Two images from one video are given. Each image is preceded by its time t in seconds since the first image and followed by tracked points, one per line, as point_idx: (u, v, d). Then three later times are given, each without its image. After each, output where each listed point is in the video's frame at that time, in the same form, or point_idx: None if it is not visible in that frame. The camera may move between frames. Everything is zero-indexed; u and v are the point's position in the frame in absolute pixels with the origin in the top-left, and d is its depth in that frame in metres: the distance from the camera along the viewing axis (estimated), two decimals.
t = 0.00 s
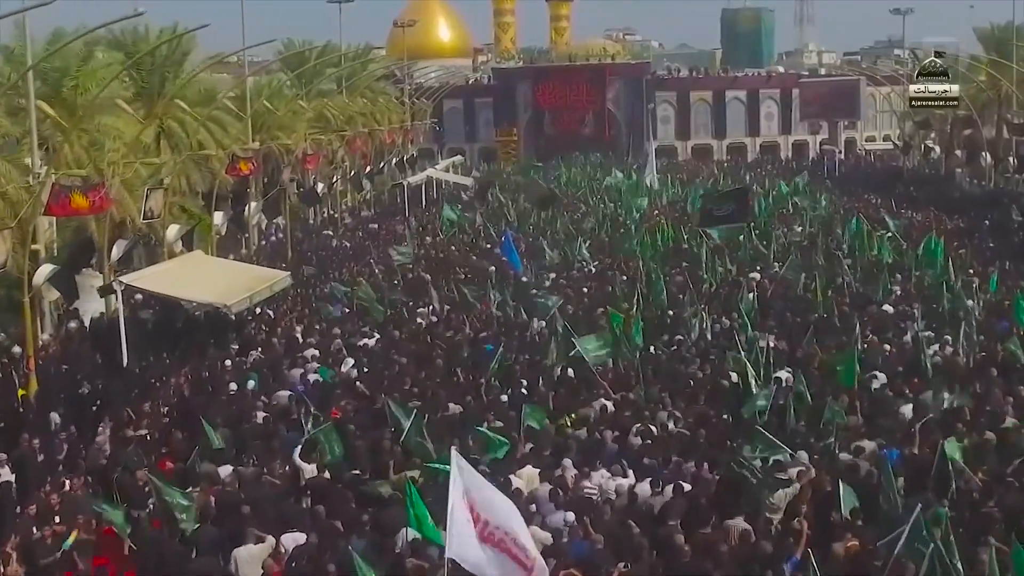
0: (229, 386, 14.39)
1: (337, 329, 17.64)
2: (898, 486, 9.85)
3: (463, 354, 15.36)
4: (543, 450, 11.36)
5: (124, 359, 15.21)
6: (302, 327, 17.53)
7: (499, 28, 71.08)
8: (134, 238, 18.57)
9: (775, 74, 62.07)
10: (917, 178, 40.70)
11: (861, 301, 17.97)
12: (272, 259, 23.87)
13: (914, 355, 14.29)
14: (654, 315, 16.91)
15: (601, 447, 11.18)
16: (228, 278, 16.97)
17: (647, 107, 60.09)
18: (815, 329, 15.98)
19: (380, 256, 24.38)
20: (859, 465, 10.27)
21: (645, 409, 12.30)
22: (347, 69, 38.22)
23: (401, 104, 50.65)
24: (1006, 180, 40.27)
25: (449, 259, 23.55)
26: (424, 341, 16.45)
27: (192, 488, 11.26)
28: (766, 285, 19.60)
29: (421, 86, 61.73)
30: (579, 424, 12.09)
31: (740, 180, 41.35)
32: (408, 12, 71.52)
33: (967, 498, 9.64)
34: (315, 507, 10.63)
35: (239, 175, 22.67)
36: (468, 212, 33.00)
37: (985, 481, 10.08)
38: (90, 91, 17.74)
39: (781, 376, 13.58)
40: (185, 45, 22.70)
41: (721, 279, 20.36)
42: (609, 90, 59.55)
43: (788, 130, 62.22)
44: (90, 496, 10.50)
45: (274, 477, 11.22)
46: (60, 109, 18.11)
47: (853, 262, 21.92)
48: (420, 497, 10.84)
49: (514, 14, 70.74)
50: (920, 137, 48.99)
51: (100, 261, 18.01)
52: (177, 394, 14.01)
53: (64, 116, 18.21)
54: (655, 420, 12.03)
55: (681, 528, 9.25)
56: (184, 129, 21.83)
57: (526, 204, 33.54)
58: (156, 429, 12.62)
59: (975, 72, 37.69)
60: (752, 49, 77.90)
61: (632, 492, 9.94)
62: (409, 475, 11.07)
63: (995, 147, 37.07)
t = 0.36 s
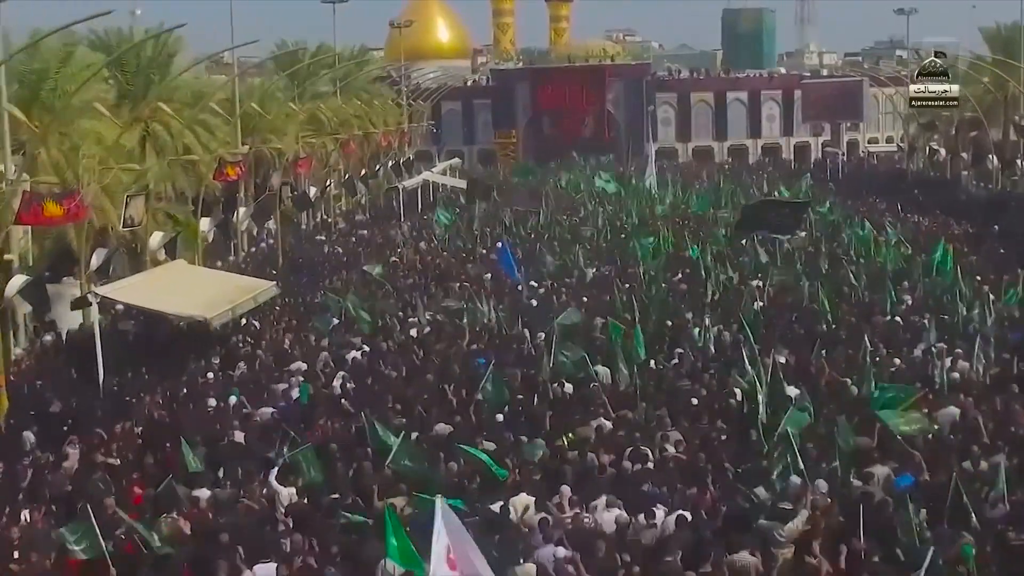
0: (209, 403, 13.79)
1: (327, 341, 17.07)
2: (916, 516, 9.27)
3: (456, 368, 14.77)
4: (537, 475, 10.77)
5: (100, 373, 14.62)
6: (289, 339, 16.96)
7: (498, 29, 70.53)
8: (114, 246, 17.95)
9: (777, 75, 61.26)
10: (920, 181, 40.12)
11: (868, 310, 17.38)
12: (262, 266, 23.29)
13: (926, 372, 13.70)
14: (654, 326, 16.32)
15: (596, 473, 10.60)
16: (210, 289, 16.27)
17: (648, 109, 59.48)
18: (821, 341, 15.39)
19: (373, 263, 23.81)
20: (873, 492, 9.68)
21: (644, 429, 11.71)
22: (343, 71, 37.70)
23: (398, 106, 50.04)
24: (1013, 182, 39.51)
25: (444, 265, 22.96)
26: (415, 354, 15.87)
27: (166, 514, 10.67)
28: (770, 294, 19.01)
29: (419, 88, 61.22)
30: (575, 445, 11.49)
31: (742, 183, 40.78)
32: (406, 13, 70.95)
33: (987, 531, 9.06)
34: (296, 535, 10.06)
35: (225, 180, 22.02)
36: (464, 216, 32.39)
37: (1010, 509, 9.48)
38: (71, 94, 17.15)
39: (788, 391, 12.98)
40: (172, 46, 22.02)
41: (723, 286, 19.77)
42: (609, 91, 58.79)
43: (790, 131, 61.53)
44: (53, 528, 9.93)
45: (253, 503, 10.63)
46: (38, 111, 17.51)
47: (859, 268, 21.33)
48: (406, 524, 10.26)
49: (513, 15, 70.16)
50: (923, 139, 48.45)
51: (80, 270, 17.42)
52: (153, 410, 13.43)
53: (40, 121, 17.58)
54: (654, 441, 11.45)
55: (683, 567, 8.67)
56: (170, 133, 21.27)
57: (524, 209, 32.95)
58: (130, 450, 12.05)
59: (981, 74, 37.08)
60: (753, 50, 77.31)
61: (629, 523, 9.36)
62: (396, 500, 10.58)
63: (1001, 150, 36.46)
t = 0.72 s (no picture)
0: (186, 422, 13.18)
1: (312, 352, 16.45)
2: (934, 553, 8.66)
3: (445, 382, 14.14)
4: (527, 501, 10.16)
5: (70, 389, 14.02)
6: (272, 351, 16.34)
7: (497, 29, 69.85)
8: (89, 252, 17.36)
9: (778, 75, 60.55)
10: (924, 183, 39.43)
11: (875, 319, 16.74)
12: (250, 272, 22.66)
13: (937, 388, 13.07)
14: (651, 337, 15.69)
15: (590, 501, 9.99)
16: (188, 298, 15.68)
17: (647, 110, 58.85)
18: (827, 354, 14.76)
19: (365, 269, 23.18)
20: (886, 524, 9.07)
21: (641, 453, 11.10)
22: (336, 72, 37.05)
23: (394, 108, 49.34)
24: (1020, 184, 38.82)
25: (437, 272, 22.31)
26: (403, 367, 15.25)
27: (133, 543, 10.07)
28: (773, 301, 18.36)
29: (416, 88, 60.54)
30: (568, 468, 10.89)
31: (744, 184, 40.12)
32: (404, 13, 70.21)
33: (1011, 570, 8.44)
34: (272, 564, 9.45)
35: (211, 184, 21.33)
36: (459, 219, 31.72)
37: None
38: (45, 95, 16.54)
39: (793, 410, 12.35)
40: (154, 45, 21.39)
41: (724, 294, 19.10)
42: (608, 91, 58.31)
43: (791, 132, 60.82)
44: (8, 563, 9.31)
45: (226, 531, 10.03)
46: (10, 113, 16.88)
47: (864, 274, 20.67)
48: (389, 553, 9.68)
49: (512, 15, 69.47)
50: (926, 139, 47.78)
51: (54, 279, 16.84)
52: (125, 430, 12.82)
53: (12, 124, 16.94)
54: (652, 464, 10.83)
55: None
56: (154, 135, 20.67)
57: (520, 211, 32.28)
58: (98, 474, 11.44)
59: (987, 74, 36.41)
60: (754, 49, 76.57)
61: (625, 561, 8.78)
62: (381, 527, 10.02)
63: (1008, 151, 35.78)
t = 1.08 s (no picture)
0: (159, 438, 12.55)
1: (295, 362, 15.81)
2: None
3: (433, 394, 13.51)
4: (517, 527, 9.52)
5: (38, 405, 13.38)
6: (253, 360, 15.69)
7: (494, 27, 69.19)
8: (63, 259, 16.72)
9: (778, 74, 59.94)
10: (927, 184, 38.73)
11: (882, 328, 16.10)
12: (236, 277, 22.02)
13: (948, 402, 12.45)
14: (649, 347, 15.05)
15: (585, 528, 9.37)
16: (163, 307, 15.06)
17: (645, 109, 58.18)
18: (832, 367, 14.11)
19: (355, 274, 22.54)
20: (899, 561, 8.46)
21: (636, 475, 10.47)
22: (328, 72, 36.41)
23: (389, 107, 48.70)
24: None
25: (430, 277, 21.67)
26: (389, 378, 14.62)
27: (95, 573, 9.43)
28: (775, 307, 17.71)
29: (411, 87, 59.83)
30: (560, 491, 10.26)
31: (743, 185, 39.49)
32: (400, 11, 69.46)
33: None
34: None
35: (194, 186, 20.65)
36: (454, 221, 31.07)
37: None
38: (17, 94, 15.89)
39: (796, 429, 11.70)
40: (136, 42, 20.74)
41: (726, 300, 18.46)
42: (605, 90, 57.72)
43: (792, 132, 60.13)
44: None
45: (195, 561, 9.40)
46: None
47: (870, 280, 20.01)
48: None
49: (509, 13, 68.83)
50: (928, 139, 47.15)
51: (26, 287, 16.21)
52: (94, 449, 12.19)
53: None
54: (649, 487, 10.20)
55: None
56: (136, 134, 20.11)
57: (517, 213, 31.61)
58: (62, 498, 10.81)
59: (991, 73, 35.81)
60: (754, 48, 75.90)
61: None
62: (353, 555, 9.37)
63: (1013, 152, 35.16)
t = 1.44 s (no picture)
0: (124, 457, 11.90)
1: (274, 373, 15.15)
2: None
3: (418, 406, 12.82)
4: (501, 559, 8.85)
5: None
6: (229, 373, 15.02)
7: (491, 28, 68.56)
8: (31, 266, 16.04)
9: (777, 75, 59.28)
10: (930, 187, 38.07)
11: (889, 338, 15.41)
12: (220, 283, 21.36)
13: (962, 418, 11.75)
14: (645, 358, 14.38)
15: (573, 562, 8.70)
16: (135, 317, 14.36)
17: (643, 110, 57.44)
18: (838, 379, 13.42)
19: (342, 281, 21.88)
20: None
21: (629, 500, 9.79)
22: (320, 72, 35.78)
23: (382, 109, 48.04)
24: None
25: (420, 283, 20.98)
26: (372, 389, 13.96)
27: None
28: (777, 316, 17.04)
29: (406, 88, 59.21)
30: (548, 518, 9.60)
31: (743, 187, 38.82)
32: (396, 12, 68.76)
33: None
34: None
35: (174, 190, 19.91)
36: (447, 225, 30.38)
37: None
38: None
39: (798, 451, 11.03)
40: (117, 41, 20.00)
41: (725, 309, 17.79)
42: (603, 91, 56.80)
43: (791, 133, 59.48)
44: None
45: None
46: None
47: (875, 287, 19.33)
48: None
49: (507, 14, 68.19)
50: (931, 141, 46.47)
51: None
52: (56, 472, 11.55)
53: None
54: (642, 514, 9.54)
55: None
56: (114, 136, 19.37)
57: (512, 217, 30.93)
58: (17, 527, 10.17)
59: (995, 73, 35.13)
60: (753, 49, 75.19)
61: None
62: None
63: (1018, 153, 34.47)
